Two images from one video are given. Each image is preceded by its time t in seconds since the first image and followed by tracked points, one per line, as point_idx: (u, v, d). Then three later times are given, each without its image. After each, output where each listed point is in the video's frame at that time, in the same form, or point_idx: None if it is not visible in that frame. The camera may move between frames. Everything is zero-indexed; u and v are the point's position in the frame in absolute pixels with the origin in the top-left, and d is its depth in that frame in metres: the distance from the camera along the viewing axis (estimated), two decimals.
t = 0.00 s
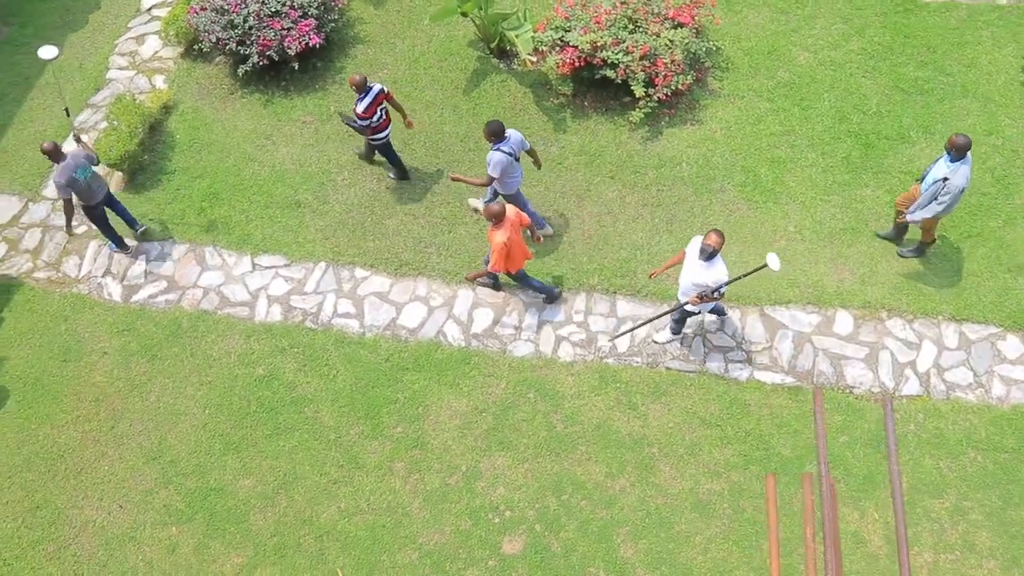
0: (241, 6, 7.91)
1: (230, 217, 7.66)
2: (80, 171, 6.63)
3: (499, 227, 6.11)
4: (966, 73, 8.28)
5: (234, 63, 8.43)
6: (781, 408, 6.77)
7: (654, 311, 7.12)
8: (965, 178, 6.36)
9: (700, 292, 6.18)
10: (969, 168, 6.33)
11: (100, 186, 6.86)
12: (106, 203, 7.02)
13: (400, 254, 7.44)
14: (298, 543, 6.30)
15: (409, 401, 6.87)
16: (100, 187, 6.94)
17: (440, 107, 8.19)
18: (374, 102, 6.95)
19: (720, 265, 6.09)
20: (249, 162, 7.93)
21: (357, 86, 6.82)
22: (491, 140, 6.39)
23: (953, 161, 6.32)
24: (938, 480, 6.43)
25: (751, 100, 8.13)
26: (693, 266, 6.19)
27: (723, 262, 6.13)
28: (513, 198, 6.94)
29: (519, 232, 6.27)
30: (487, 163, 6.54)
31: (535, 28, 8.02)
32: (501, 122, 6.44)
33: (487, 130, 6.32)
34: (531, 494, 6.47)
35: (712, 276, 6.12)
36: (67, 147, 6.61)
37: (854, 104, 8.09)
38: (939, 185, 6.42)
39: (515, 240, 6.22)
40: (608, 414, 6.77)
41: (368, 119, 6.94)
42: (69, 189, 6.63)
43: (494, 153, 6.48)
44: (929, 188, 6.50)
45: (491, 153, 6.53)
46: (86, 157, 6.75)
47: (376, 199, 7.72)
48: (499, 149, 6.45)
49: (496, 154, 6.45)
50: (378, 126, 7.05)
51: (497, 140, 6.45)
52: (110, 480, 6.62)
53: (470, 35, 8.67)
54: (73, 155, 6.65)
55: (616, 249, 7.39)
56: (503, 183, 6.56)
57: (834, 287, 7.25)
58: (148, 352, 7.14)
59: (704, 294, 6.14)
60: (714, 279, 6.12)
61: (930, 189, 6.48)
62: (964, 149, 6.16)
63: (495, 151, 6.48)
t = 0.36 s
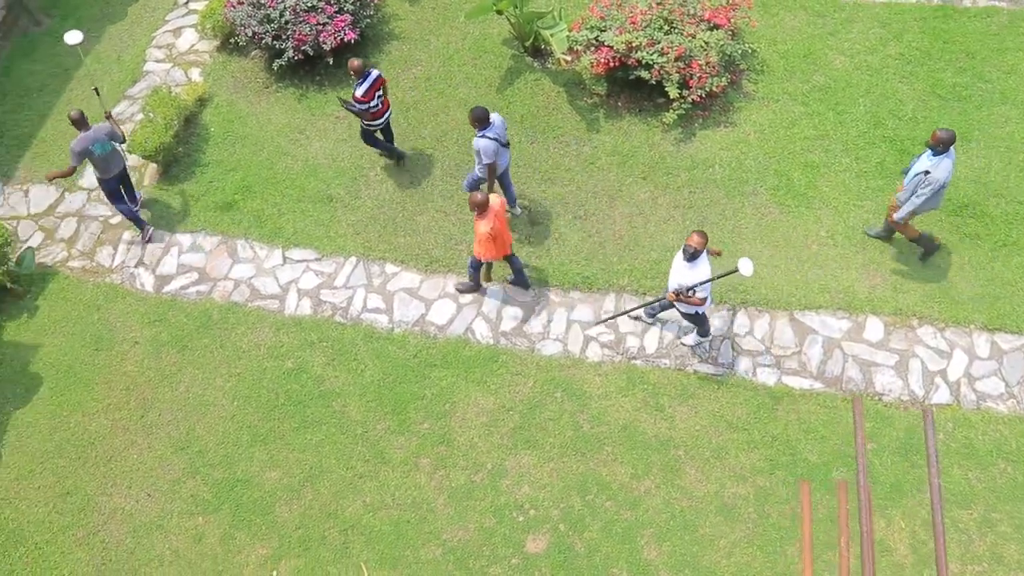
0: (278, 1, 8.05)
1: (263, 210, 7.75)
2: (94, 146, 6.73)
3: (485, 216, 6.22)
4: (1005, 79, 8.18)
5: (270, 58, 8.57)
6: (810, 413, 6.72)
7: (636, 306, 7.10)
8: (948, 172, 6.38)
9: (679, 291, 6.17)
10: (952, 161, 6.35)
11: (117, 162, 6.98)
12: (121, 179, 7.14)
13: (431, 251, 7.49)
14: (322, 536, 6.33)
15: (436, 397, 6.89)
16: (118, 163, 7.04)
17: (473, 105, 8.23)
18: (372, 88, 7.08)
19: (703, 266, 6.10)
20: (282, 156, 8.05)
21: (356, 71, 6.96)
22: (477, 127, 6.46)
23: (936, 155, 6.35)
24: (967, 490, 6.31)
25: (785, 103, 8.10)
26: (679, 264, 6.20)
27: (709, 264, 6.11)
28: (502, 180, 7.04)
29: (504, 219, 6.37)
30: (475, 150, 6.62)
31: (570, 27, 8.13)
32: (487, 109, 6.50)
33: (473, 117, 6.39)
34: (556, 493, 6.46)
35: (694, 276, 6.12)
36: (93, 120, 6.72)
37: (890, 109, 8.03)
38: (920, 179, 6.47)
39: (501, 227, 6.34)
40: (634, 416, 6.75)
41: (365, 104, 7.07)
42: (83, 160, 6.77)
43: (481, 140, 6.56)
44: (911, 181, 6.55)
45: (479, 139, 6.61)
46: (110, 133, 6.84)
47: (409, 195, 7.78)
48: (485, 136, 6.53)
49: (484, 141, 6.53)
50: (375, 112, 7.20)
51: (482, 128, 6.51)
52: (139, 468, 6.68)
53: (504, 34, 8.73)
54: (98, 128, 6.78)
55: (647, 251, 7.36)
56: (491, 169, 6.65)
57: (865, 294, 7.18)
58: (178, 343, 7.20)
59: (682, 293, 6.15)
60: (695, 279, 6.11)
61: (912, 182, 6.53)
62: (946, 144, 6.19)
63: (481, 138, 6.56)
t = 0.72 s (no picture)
0: None
1: (293, 193, 7.80)
2: (115, 90, 7.02)
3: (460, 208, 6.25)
4: None
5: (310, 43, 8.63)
6: (824, 436, 6.65)
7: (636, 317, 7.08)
8: (933, 194, 6.34)
9: (659, 296, 6.02)
10: (936, 184, 6.33)
11: (136, 112, 7.19)
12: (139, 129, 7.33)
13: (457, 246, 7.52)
14: (328, 521, 6.35)
15: (451, 392, 6.89)
16: (138, 115, 7.23)
17: (508, 103, 8.25)
18: (375, 70, 7.15)
19: (685, 270, 5.91)
20: (315, 141, 8.10)
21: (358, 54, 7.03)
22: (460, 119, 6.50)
23: (920, 176, 6.34)
24: (978, 527, 6.21)
25: (821, 123, 8.04)
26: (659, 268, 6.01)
27: (689, 266, 5.94)
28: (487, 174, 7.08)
29: (481, 211, 6.42)
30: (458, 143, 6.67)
31: (611, 32, 8.09)
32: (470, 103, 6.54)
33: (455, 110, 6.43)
34: (563, 497, 6.44)
35: (677, 281, 5.93)
36: (124, 67, 6.96)
37: (926, 135, 7.95)
38: (906, 200, 6.44)
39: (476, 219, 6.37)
40: (647, 425, 6.73)
41: (368, 86, 7.17)
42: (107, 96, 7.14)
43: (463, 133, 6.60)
44: (897, 202, 6.50)
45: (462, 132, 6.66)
46: (135, 85, 7.04)
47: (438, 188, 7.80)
48: (468, 129, 6.58)
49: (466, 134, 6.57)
50: (379, 94, 7.28)
51: (465, 121, 6.57)
52: (151, 439, 6.74)
53: (544, 34, 8.74)
54: (126, 76, 7.02)
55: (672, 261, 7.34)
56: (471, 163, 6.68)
57: (888, 320, 7.13)
58: (199, 318, 7.25)
59: (667, 298, 5.97)
60: (679, 283, 5.93)
61: (898, 203, 6.50)
62: (929, 165, 6.18)
63: (464, 131, 6.61)
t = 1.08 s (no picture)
0: None
1: (338, 185, 7.87)
2: (176, 40, 7.19)
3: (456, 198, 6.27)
4: None
5: (371, 40, 8.73)
6: (841, 487, 6.54)
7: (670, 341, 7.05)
8: (923, 240, 6.22)
9: (640, 324, 6.22)
10: (928, 230, 6.21)
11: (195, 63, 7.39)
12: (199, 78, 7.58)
13: (495, 256, 7.55)
14: (335, 515, 6.36)
15: (473, 400, 6.88)
16: (198, 65, 7.45)
17: (560, 119, 8.32)
18: (400, 56, 7.30)
19: (667, 302, 6.12)
20: (365, 136, 8.17)
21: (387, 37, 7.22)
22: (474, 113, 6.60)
23: (913, 221, 6.21)
24: None
25: (871, 172, 7.97)
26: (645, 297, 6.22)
27: (673, 298, 6.15)
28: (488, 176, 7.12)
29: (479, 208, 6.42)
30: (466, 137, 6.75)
31: (671, 60, 8.13)
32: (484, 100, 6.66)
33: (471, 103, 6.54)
34: (573, 518, 6.39)
35: (659, 310, 6.15)
36: (187, 22, 7.09)
37: (977, 196, 7.85)
38: (897, 244, 6.30)
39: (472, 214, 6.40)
40: (665, 456, 6.67)
41: (388, 69, 7.31)
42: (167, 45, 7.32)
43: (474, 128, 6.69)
44: (887, 246, 6.38)
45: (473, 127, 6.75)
46: (195, 40, 7.21)
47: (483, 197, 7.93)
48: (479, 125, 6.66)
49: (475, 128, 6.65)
50: (397, 80, 7.40)
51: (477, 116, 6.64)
52: (171, 413, 6.79)
53: (603, 54, 8.79)
54: (189, 30, 7.16)
55: (707, 295, 7.32)
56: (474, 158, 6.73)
57: (918, 378, 6.99)
58: (232, 299, 7.31)
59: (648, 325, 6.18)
60: (660, 313, 6.15)
61: (888, 246, 6.36)
62: (923, 210, 6.04)
63: (474, 126, 6.67)
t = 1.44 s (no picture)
0: None
1: (383, 193, 7.96)
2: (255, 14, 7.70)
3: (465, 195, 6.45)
4: None
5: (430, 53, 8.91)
6: (862, 539, 6.31)
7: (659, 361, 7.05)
8: (913, 270, 6.16)
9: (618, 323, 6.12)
10: (919, 260, 6.14)
11: (269, 38, 7.89)
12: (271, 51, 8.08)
13: (532, 276, 7.57)
14: (351, 521, 6.33)
15: (499, 418, 6.85)
16: (271, 40, 7.93)
17: (608, 145, 8.41)
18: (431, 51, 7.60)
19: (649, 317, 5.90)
20: (415, 147, 8.27)
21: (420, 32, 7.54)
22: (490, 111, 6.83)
23: (905, 250, 6.16)
24: None
25: (918, 223, 7.88)
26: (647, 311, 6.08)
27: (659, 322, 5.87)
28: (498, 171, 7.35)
29: (486, 203, 6.67)
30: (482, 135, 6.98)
31: (725, 94, 8.12)
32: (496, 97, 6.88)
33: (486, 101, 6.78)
34: (588, 546, 6.25)
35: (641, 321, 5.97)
36: None
37: None
38: (886, 271, 6.29)
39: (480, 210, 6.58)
40: (685, 491, 6.54)
41: (418, 63, 7.58)
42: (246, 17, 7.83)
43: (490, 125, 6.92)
44: (878, 272, 6.37)
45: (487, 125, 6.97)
46: (273, 17, 7.70)
47: (524, 218, 7.93)
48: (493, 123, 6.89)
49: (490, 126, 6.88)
50: (427, 74, 7.66)
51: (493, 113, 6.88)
52: (199, 404, 6.85)
53: (656, 84, 8.92)
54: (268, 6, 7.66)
55: (742, 332, 7.29)
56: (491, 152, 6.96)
57: (950, 436, 6.79)
58: (268, 297, 7.38)
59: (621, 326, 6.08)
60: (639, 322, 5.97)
61: (879, 273, 6.35)
62: (913, 240, 5.98)
63: (490, 123, 6.91)
